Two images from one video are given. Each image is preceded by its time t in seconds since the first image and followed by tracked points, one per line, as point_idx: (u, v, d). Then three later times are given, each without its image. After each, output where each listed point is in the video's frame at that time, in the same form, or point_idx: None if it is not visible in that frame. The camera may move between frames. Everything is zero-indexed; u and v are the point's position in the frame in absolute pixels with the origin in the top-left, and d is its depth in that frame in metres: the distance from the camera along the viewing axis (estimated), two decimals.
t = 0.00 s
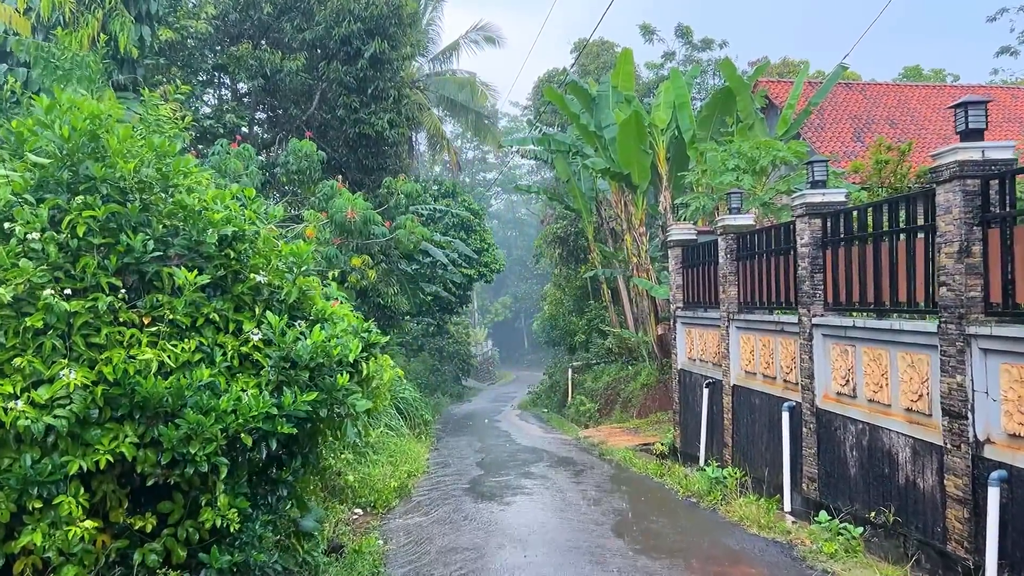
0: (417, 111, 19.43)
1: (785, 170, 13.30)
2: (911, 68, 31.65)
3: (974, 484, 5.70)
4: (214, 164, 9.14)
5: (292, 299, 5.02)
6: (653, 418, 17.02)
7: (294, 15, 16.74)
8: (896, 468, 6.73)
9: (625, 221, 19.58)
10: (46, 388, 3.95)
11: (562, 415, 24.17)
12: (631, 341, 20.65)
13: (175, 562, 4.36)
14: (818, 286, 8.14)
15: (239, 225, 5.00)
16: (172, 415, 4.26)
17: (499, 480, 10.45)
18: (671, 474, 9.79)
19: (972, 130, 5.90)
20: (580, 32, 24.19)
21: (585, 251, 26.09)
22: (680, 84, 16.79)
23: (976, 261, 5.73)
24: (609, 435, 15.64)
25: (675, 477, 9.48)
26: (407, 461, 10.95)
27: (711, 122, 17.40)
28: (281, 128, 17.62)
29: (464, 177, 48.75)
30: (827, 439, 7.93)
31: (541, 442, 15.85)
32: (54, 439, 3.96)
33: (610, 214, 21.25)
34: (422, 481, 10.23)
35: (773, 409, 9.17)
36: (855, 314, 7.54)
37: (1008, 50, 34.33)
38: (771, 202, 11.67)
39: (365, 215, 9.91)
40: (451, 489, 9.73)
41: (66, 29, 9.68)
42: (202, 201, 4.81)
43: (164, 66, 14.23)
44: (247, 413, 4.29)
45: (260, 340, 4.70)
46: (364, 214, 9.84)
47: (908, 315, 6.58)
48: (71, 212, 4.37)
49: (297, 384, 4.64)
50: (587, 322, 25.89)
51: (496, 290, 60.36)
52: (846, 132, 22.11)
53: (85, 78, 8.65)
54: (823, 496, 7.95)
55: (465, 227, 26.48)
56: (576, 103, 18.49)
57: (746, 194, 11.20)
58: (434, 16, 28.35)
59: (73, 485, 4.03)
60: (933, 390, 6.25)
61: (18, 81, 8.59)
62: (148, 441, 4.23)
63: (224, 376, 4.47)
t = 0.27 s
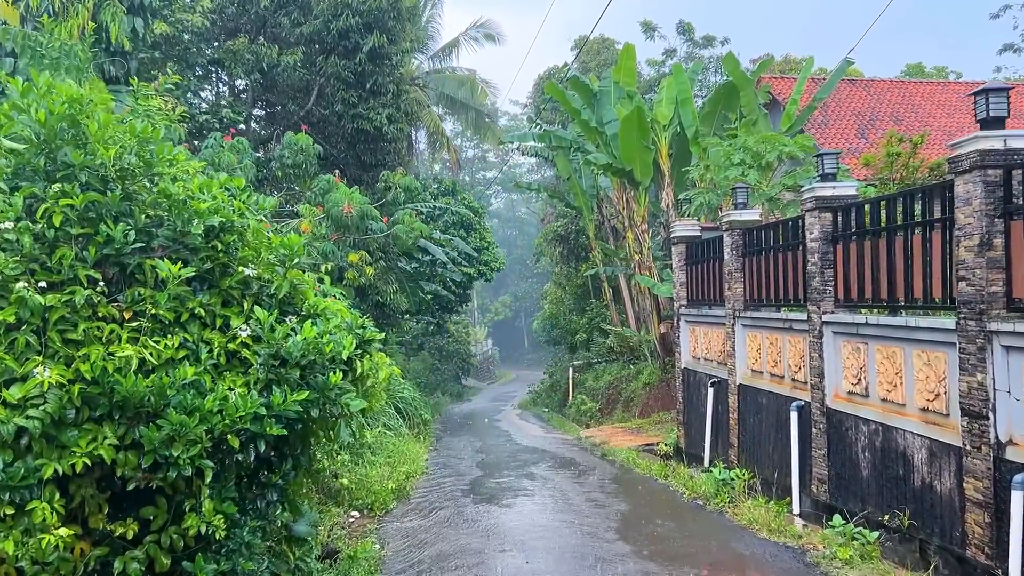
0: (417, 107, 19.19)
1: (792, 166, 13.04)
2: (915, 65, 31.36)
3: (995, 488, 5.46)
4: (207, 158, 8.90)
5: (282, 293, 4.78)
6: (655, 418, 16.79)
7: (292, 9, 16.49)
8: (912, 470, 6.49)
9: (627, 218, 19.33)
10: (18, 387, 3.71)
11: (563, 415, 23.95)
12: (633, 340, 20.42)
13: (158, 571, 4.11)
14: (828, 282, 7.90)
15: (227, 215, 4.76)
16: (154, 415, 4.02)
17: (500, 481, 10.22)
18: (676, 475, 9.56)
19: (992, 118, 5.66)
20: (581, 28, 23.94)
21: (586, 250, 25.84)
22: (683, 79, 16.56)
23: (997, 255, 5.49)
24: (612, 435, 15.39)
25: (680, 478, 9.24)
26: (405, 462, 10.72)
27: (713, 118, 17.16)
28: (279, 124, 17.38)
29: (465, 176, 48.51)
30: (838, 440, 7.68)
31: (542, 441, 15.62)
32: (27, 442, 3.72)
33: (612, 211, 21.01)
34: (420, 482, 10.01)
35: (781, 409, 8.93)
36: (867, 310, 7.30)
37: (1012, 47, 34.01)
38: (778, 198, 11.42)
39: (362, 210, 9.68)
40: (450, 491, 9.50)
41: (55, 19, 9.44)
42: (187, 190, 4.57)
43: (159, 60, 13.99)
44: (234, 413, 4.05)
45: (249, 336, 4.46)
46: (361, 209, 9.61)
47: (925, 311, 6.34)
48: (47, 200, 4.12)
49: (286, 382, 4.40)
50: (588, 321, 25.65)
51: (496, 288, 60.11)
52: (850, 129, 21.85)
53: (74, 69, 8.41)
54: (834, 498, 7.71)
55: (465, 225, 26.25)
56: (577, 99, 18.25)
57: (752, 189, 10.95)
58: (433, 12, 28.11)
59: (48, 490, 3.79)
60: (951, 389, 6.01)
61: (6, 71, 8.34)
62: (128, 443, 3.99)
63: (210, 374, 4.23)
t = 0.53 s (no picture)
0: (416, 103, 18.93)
1: (798, 161, 12.78)
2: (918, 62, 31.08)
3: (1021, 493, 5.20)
4: (199, 151, 8.65)
5: (271, 288, 4.53)
6: (658, 418, 16.56)
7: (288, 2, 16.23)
8: (930, 474, 6.23)
9: (628, 215, 19.07)
10: None
11: (564, 415, 23.71)
12: (634, 339, 20.17)
13: None
14: (840, 279, 7.65)
15: (213, 205, 4.49)
16: (132, 418, 3.76)
17: (501, 483, 9.98)
18: (681, 478, 9.31)
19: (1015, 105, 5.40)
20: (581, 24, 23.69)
21: (587, 248, 25.59)
22: (686, 75, 16.32)
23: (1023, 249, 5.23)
24: (614, 435, 15.12)
25: (685, 480, 8.99)
26: (403, 464, 10.47)
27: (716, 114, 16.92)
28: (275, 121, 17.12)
29: (464, 175, 48.26)
30: (850, 442, 7.43)
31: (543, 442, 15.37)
32: None
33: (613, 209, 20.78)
34: (419, 484, 9.76)
35: (790, 409, 8.68)
36: (881, 308, 7.05)
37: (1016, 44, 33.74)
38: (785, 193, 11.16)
39: (359, 204, 9.44)
40: (449, 494, 9.26)
41: (42, 7, 9.17)
42: (169, 178, 4.31)
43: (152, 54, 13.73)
44: (218, 416, 3.80)
45: (235, 334, 4.20)
46: (358, 203, 9.38)
47: (944, 308, 6.08)
48: (18, 187, 3.85)
49: (275, 383, 4.14)
50: (588, 320, 25.41)
51: (496, 287, 59.85)
52: (854, 126, 21.59)
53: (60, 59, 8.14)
54: (846, 502, 7.46)
55: (465, 223, 25.99)
56: (579, 94, 18.00)
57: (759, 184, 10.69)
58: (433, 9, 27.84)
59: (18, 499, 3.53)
60: (973, 390, 5.75)
61: None
62: (105, 449, 3.73)
63: (191, 375, 3.96)
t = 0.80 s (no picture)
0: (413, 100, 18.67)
1: (803, 157, 12.53)
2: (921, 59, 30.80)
3: None
4: (188, 145, 8.40)
5: (255, 287, 4.28)
6: (659, 419, 16.32)
7: None
8: (945, 480, 5.99)
9: (629, 213, 18.83)
10: None
11: (563, 415, 23.48)
12: (635, 338, 19.93)
13: None
14: (849, 278, 7.40)
15: (194, 199, 4.24)
16: (103, 426, 3.50)
17: (499, 487, 9.74)
18: (684, 482, 9.08)
19: None
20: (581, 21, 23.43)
21: (586, 247, 25.35)
22: (687, 71, 16.06)
23: None
24: (614, 437, 14.87)
25: (689, 485, 8.74)
26: (399, 467, 10.22)
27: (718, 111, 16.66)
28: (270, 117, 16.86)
29: (463, 173, 47.99)
30: (860, 446, 7.18)
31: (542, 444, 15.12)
32: None
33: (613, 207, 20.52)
34: (415, 488, 9.52)
35: (796, 411, 8.44)
36: (893, 307, 6.80)
37: (1019, 42, 33.49)
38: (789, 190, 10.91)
39: (353, 201, 9.18)
40: (446, 498, 9.02)
41: None
42: (146, 170, 4.05)
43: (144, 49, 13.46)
44: (196, 424, 3.56)
45: (215, 335, 3.95)
46: (352, 199, 9.12)
47: (960, 308, 5.84)
48: None
49: (257, 387, 3.89)
50: (588, 319, 25.17)
51: (495, 286, 59.59)
52: (856, 123, 21.34)
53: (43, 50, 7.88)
54: (855, 508, 7.22)
55: (463, 221, 25.73)
56: (579, 91, 17.74)
57: (763, 180, 10.44)
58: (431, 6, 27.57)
59: None
60: (991, 393, 5.50)
61: None
62: (74, 459, 3.46)
63: (168, 379, 3.71)
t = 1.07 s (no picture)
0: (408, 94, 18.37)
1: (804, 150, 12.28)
2: (920, 54, 30.49)
3: None
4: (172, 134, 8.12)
5: (230, 276, 4.02)
6: (658, 417, 16.07)
7: None
8: (958, 480, 5.74)
9: (627, 209, 18.57)
10: None
11: (561, 413, 23.23)
12: (633, 335, 19.67)
13: None
14: (856, 270, 7.15)
15: (165, 182, 3.97)
16: (61, 423, 3.23)
17: (495, 487, 9.48)
18: (685, 481, 8.83)
19: None
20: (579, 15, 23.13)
21: (585, 243, 25.08)
22: (687, 64, 15.78)
23: None
24: (613, 436, 14.62)
25: (689, 484, 8.48)
26: (392, 467, 9.96)
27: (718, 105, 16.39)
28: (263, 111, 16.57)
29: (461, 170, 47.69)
30: (868, 444, 6.93)
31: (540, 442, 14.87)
32: None
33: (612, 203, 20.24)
34: (409, 488, 9.27)
35: (800, 409, 8.20)
36: (902, 301, 6.55)
37: (1020, 37, 33.23)
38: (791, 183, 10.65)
39: (344, 192, 8.92)
40: (440, 498, 8.76)
41: None
42: (112, 150, 3.79)
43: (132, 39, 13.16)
44: (163, 421, 3.31)
45: (187, 326, 3.69)
46: (343, 190, 8.85)
47: (975, 301, 5.58)
48: None
49: (231, 382, 3.65)
50: (586, 316, 24.92)
51: (493, 284, 59.31)
52: (857, 118, 21.08)
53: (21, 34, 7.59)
54: (863, 509, 6.97)
55: (460, 218, 25.45)
56: (577, 84, 17.46)
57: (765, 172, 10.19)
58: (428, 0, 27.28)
59: None
60: (1008, 389, 5.25)
61: None
62: (29, 459, 3.19)
63: (133, 372, 3.45)
